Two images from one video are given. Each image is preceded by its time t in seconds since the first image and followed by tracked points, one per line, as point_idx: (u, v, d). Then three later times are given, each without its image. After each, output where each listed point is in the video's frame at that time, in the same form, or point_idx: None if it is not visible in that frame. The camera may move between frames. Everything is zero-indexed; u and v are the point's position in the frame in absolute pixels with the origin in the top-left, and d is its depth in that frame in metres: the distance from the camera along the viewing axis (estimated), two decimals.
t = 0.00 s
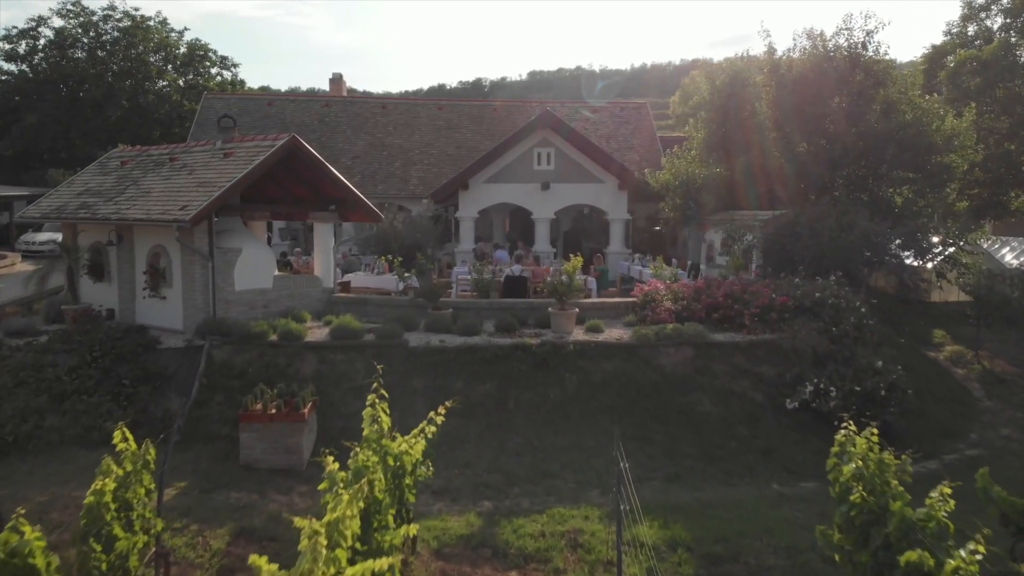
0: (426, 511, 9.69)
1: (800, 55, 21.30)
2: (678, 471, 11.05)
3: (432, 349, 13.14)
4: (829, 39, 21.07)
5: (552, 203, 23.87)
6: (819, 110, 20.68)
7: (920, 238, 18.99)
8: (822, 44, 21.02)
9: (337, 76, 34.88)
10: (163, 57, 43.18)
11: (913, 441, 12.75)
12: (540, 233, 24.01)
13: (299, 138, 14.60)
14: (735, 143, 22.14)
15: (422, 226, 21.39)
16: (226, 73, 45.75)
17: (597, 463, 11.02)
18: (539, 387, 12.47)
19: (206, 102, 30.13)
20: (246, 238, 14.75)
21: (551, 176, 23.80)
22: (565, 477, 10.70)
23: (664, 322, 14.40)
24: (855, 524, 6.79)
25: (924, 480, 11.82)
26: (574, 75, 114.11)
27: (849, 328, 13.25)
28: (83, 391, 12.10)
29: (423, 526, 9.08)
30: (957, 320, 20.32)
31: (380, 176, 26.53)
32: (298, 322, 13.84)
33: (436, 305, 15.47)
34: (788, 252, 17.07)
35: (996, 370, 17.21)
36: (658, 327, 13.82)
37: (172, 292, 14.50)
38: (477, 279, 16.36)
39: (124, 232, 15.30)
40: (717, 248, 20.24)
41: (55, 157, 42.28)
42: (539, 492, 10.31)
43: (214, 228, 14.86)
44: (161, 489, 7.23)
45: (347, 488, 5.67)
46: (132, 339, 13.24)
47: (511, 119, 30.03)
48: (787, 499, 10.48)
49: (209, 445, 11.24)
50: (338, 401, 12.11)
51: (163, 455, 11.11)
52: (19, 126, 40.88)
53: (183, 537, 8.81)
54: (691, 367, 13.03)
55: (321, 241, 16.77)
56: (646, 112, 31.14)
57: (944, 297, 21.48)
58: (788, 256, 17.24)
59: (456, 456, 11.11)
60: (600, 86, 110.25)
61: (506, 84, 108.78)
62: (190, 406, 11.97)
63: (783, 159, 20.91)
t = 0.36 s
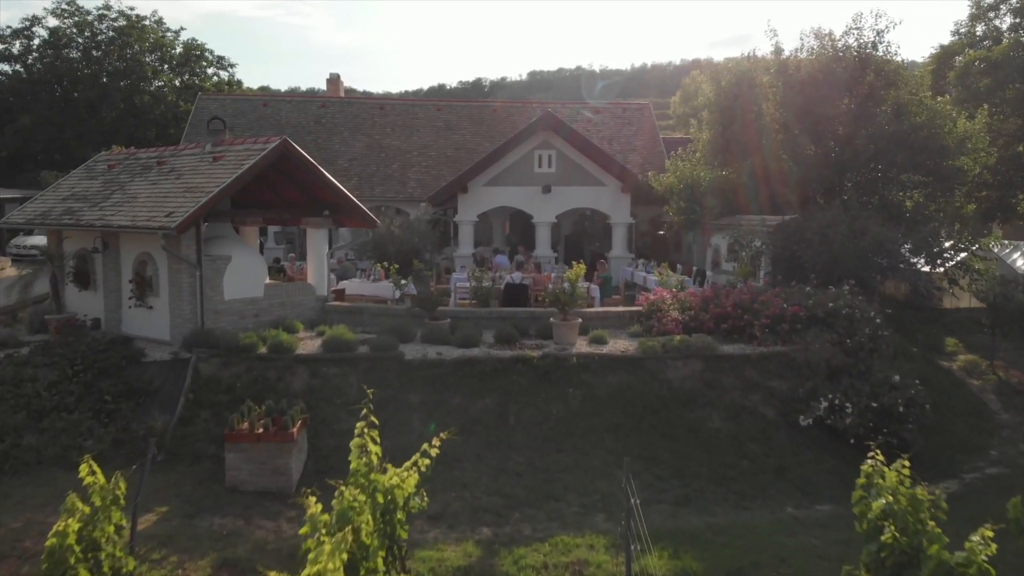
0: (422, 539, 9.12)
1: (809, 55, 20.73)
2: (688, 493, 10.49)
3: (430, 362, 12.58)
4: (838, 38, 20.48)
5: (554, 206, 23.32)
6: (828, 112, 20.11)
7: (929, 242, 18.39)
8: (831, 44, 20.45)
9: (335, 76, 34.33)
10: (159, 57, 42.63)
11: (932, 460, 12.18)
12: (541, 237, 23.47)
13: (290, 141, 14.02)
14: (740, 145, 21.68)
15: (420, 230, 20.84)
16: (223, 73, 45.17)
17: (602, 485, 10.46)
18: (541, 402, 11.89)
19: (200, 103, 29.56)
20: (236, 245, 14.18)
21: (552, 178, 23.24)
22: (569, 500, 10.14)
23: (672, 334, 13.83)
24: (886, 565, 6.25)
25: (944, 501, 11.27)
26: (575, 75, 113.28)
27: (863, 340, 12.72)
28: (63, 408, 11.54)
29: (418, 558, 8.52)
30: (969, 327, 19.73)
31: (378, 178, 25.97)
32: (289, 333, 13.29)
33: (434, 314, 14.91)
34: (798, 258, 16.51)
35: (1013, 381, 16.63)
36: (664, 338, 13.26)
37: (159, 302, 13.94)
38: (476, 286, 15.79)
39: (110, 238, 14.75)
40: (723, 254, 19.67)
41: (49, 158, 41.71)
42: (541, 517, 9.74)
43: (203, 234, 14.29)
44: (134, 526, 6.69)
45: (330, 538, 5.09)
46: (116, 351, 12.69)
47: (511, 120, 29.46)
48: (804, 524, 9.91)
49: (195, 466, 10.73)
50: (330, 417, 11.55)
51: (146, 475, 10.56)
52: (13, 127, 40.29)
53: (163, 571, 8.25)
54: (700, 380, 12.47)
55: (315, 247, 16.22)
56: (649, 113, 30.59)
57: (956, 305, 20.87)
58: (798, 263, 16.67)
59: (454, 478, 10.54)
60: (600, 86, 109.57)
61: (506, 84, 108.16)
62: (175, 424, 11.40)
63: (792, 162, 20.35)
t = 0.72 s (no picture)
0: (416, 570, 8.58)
1: (817, 56, 20.18)
2: (697, 518, 9.94)
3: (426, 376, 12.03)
4: (848, 38, 19.92)
5: (555, 210, 22.78)
6: (836, 114, 19.56)
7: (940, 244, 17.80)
8: (840, 44, 19.89)
9: (332, 76, 33.78)
10: (154, 57, 42.08)
11: (951, 480, 11.64)
12: (542, 241, 22.93)
13: (281, 145, 13.48)
14: (746, 148, 21.15)
15: (417, 235, 20.29)
16: (219, 74, 44.60)
17: (608, 510, 9.91)
18: (542, 419, 11.33)
19: (194, 103, 29.00)
20: (225, 253, 13.63)
21: (553, 182, 22.71)
22: (573, 527, 9.59)
23: (679, 346, 13.28)
24: None
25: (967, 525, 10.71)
26: (574, 75, 112.65)
27: (879, 353, 12.18)
28: (41, 426, 10.99)
29: None
30: (981, 334, 19.19)
31: (375, 181, 25.43)
32: (279, 346, 12.75)
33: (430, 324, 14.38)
34: (807, 265, 15.97)
35: None
36: (671, 351, 12.71)
37: (144, 312, 13.39)
38: (474, 295, 15.25)
39: (94, 246, 14.19)
40: (729, 260, 19.15)
41: (43, 160, 41.16)
42: (543, 545, 9.20)
43: (191, 242, 13.74)
44: (106, 565, 6.03)
45: None
46: (98, 365, 12.15)
47: (511, 121, 28.91)
48: (821, 552, 9.37)
49: (179, 489, 10.19)
50: (321, 436, 11.00)
51: (126, 499, 10.02)
52: (6, 128, 39.73)
53: None
54: (708, 395, 11.92)
55: (309, 254, 15.68)
56: (652, 114, 30.05)
57: (967, 311, 20.31)
58: (807, 271, 16.11)
59: (451, 501, 10.00)
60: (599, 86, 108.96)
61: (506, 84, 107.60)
62: (158, 443, 10.86)
63: (800, 165, 19.81)
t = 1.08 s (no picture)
0: None
1: (825, 55, 19.62)
2: (708, 543, 9.38)
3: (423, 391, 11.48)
4: (858, 38, 19.35)
5: (557, 214, 22.24)
6: (846, 116, 19.00)
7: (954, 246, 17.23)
8: (851, 44, 19.33)
9: (329, 76, 33.23)
10: (149, 57, 41.53)
11: (974, 499, 11.08)
12: (542, 246, 22.40)
13: (273, 148, 12.94)
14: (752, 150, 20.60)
15: (415, 238, 19.74)
16: (215, 74, 44.02)
17: (614, 536, 9.37)
18: (544, 437, 10.78)
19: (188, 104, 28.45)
20: (213, 261, 13.08)
21: (554, 185, 22.16)
22: (577, 555, 9.04)
23: (687, 359, 12.75)
24: None
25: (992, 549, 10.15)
26: (574, 75, 112.05)
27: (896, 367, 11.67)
28: (18, 444, 10.46)
29: None
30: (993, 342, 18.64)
31: (372, 183, 24.88)
32: (270, 359, 12.22)
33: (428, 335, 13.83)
34: (818, 272, 15.43)
35: None
36: (678, 364, 12.17)
37: (129, 323, 12.85)
38: (473, 303, 14.73)
39: (78, 254, 13.64)
40: (736, 265, 18.64)
41: (37, 161, 40.57)
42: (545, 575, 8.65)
43: (179, 249, 13.19)
44: None
45: None
46: (80, 381, 11.62)
47: (511, 122, 28.38)
48: None
49: (161, 513, 9.64)
50: (312, 455, 10.46)
51: (104, 524, 9.48)
52: None
53: None
54: (718, 412, 11.39)
55: (302, 261, 15.17)
56: (655, 115, 29.51)
57: (979, 317, 19.76)
58: (818, 278, 15.57)
59: (447, 527, 9.45)
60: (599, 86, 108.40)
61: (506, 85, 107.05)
62: (140, 463, 10.32)
63: (809, 168, 19.26)
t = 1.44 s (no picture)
0: None
1: (834, 55, 19.09)
2: (721, 571, 8.83)
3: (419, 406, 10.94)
4: (867, 36, 18.83)
5: (558, 218, 21.70)
6: (856, 117, 18.46)
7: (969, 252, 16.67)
8: (860, 43, 18.82)
9: (326, 76, 32.71)
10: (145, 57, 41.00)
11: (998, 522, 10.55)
12: (544, 250, 21.86)
13: (262, 151, 12.41)
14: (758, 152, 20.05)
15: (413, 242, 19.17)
16: (212, 73, 43.46)
17: (621, 564, 8.83)
18: (547, 456, 10.23)
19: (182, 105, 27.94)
20: (200, 269, 12.54)
21: (556, 187, 21.62)
22: None
23: (695, 371, 12.20)
24: None
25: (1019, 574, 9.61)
26: (575, 74, 111.45)
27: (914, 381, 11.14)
28: None
29: None
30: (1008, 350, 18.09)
31: (369, 186, 24.35)
32: (258, 371, 11.69)
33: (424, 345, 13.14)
34: (830, 279, 14.88)
35: None
36: (686, 378, 11.63)
37: (112, 334, 12.31)
38: (471, 312, 14.05)
39: (59, 261, 13.11)
40: (742, 270, 18.14)
41: (30, 162, 40.03)
42: None
43: (165, 256, 12.64)
44: None
45: None
46: (59, 395, 11.09)
47: (511, 123, 27.83)
48: None
49: (140, 539, 9.11)
50: (302, 475, 9.93)
51: (80, 550, 8.94)
52: None
53: None
54: (728, 428, 10.85)
55: (294, 268, 14.64)
56: (658, 116, 28.98)
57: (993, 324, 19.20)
58: (830, 285, 15.03)
59: (444, 553, 8.92)
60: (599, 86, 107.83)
61: (505, 85, 106.49)
62: (120, 483, 9.79)
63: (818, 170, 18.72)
